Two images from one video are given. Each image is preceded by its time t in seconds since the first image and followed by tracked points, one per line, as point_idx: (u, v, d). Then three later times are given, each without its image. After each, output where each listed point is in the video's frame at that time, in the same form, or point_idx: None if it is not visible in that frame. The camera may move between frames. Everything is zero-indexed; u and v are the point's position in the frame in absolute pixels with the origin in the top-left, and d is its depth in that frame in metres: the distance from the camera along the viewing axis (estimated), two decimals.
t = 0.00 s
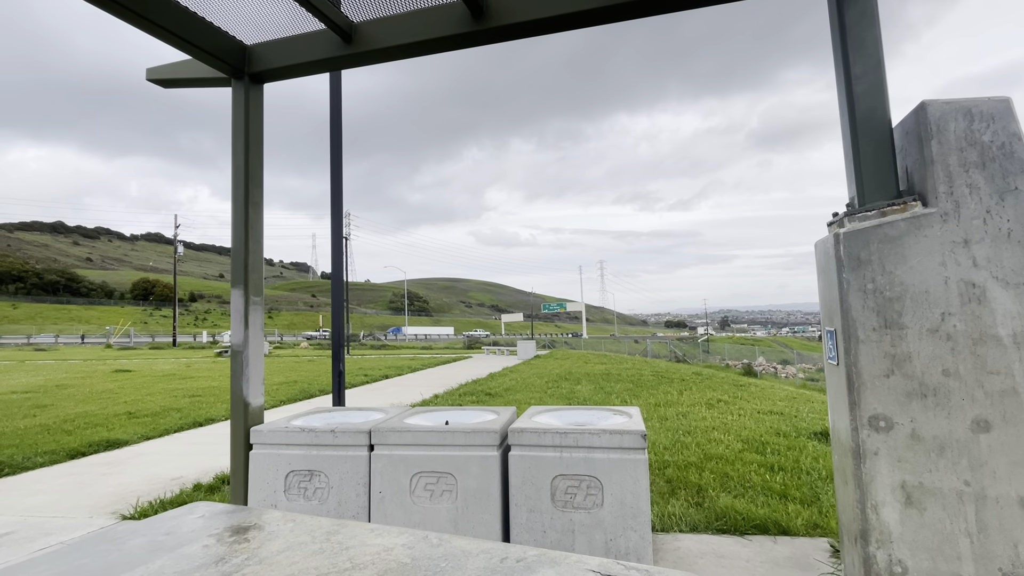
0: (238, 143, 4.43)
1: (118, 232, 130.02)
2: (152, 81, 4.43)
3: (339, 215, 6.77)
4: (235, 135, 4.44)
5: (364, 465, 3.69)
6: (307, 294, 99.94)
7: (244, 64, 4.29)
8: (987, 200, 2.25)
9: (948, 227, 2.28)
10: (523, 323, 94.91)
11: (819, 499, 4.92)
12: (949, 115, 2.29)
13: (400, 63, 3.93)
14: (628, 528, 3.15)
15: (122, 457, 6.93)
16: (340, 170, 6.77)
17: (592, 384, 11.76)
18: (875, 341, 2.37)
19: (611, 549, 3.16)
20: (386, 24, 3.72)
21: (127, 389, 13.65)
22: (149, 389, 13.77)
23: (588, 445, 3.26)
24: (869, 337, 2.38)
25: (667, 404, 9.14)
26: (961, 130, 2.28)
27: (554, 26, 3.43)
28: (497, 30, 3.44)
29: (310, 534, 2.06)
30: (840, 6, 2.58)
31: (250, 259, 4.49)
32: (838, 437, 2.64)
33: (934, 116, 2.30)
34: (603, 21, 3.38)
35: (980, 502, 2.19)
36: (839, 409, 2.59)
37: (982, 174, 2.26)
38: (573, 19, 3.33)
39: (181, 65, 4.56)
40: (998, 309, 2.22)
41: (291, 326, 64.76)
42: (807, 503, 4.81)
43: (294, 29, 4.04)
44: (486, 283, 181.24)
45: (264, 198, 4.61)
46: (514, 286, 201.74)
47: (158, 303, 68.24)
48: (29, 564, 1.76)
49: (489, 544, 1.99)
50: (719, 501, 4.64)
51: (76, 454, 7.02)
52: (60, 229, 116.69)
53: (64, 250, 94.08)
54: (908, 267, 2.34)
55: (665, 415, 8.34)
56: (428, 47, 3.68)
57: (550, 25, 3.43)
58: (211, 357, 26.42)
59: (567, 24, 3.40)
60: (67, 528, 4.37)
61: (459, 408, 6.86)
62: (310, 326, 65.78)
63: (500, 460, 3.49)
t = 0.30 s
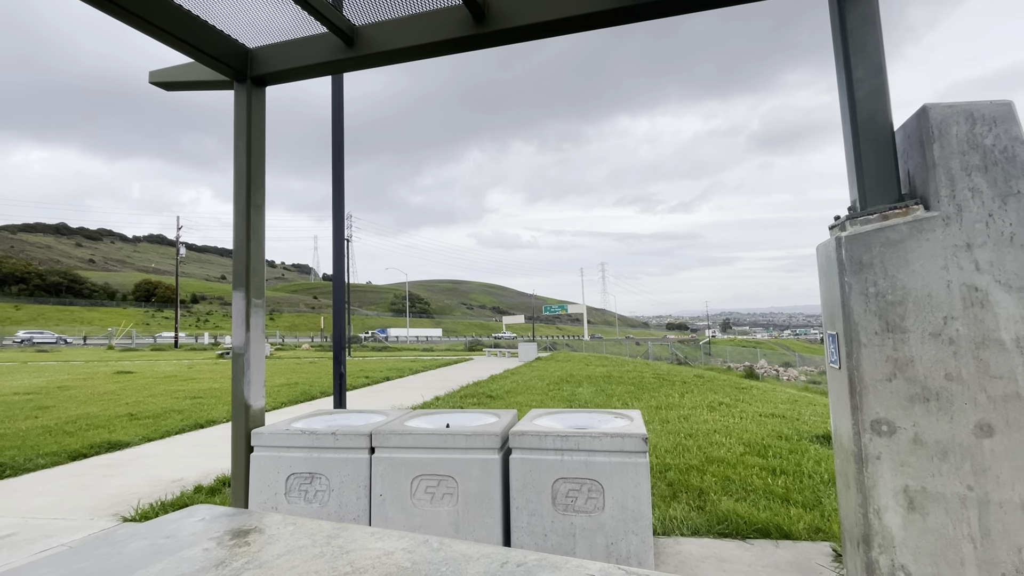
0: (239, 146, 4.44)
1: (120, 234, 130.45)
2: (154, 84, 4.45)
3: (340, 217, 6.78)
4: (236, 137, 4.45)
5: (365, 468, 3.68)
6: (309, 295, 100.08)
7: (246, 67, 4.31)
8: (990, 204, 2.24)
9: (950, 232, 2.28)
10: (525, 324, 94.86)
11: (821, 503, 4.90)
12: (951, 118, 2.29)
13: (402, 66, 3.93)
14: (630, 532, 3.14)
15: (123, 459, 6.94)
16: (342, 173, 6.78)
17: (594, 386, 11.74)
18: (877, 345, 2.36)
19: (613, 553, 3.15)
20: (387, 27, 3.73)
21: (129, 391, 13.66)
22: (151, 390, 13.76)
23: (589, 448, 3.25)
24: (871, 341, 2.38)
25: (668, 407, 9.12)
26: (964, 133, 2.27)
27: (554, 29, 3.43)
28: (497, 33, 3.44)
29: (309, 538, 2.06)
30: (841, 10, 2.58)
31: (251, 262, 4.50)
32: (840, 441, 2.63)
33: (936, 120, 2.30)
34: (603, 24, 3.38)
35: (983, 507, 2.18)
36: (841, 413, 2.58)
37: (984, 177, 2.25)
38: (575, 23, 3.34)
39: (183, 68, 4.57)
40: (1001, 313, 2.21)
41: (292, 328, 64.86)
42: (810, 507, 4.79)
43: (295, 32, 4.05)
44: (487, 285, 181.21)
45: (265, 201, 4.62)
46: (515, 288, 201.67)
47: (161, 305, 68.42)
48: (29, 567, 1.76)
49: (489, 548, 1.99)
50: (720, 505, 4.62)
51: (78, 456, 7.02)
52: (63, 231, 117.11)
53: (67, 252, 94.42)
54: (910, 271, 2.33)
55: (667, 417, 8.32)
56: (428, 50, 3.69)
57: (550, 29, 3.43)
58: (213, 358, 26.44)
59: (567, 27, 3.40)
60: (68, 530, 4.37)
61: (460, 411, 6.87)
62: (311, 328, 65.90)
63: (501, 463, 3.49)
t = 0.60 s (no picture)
0: (242, 148, 4.46)
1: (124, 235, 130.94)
2: (157, 87, 4.47)
3: (342, 219, 6.80)
4: (239, 140, 4.47)
5: (366, 470, 3.68)
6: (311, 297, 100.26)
7: (249, 70, 4.33)
8: (992, 206, 2.24)
9: (952, 234, 2.27)
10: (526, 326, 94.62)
11: (823, 506, 4.89)
12: (952, 120, 2.29)
13: (404, 68, 3.95)
14: (631, 535, 3.13)
15: (125, 460, 6.95)
16: (344, 174, 6.80)
17: (595, 388, 11.71)
18: (879, 348, 2.35)
19: (614, 556, 3.14)
20: (389, 30, 3.74)
21: (131, 392, 13.70)
22: (153, 392, 13.79)
23: (591, 450, 3.24)
24: (873, 344, 2.37)
25: (670, 409, 9.11)
26: (966, 136, 2.27)
27: (556, 31, 3.43)
28: (499, 36, 3.45)
29: (311, 540, 2.06)
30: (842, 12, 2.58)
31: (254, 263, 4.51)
32: (842, 444, 2.63)
33: (937, 122, 2.29)
34: (605, 27, 3.38)
35: (985, 511, 2.17)
36: (843, 416, 2.57)
37: (986, 180, 2.25)
38: (576, 26, 3.35)
39: (186, 71, 4.59)
40: (1003, 316, 2.20)
41: (294, 330, 64.56)
42: (812, 510, 4.78)
43: (297, 35, 4.07)
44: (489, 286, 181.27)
45: (267, 203, 4.64)
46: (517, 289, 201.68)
47: (164, 306, 68.64)
48: (30, 569, 1.77)
49: (490, 551, 1.99)
50: (722, 508, 4.62)
51: (80, 457, 7.04)
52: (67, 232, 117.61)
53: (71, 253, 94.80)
54: (912, 274, 2.33)
55: (669, 419, 8.29)
56: (430, 53, 3.70)
57: (552, 31, 3.43)
58: (215, 360, 26.46)
59: (569, 30, 3.40)
60: (70, 531, 4.38)
61: (462, 414, 6.90)
62: (313, 329, 66.03)
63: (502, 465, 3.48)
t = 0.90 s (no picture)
0: (246, 151, 4.49)
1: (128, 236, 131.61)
2: (160, 89, 4.50)
3: (345, 221, 6.82)
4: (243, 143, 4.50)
5: (368, 471, 3.70)
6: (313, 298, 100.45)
7: (252, 72, 4.35)
8: (994, 208, 2.23)
9: (954, 236, 2.27)
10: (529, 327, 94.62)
11: (826, 507, 4.88)
12: (954, 122, 2.28)
13: (406, 71, 3.95)
14: (633, 537, 3.12)
15: (128, 461, 6.97)
16: (346, 176, 6.82)
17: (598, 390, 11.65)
18: (881, 349, 2.35)
19: (616, 558, 3.13)
20: (391, 32, 3.75)
21: (134, 393, 13.78)
22: (156, 392, 13.85)
23: (593, 451, 3.25)
24: (874, 345, 2.36)
25: (672, 410, 9.07)
26: (968, 137, 2.27)
27: (557, 33, 3.42)
28: (501, 37, 3.45)
29: (312, 542, 2.06)
30: (843, 12, 2.57)
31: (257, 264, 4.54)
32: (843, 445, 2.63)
33: (940, 123, 2.28)
34: (608, 28, 3.36)
35: (989, 513, 2.16)
36: (845, 417, 2.57)
37: (988, 181, 2.24)
38: (578, 28, 3.35)
39: (188, 74, 4.61)
40: (1005, 317, 2.20)
41: (296, 331, 64.70)
42: (814, 512, 4.77)
43: (300, 37, 4.08)
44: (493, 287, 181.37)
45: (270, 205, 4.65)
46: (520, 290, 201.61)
47: (168, 307, 68.95)
48: (33, 569, 1.77)
49: (491, 552, 1.99)
50: (724, 509, 4.61)
51: (84, 458, 7.06)
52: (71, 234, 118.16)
53: (75, 254, 95.19)
54: (914, 275, 2.32)
55: (670, 421, 8.26)
56: (431, 54, 3.68)
57: (553, 33, 3.43)
58: (217, 361, 26.47)
59: (571, 31, 3.39)
60: (74, 532, 4.40)
61: (463, 417, 6.92)
62: (316, 330, 66.14)
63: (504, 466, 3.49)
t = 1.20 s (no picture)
0: (249, 152, 4.50)
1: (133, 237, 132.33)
2: (165, 91, 4.52)
3: (349, 224, 6.84)
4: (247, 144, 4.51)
5: (372, 471, 3.71)
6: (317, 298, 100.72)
7: (255, 74, 4.36)
8: (998, 208, 2.22)
9: (957, 236, 2.26)
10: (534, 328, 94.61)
11: (830, 508, 4.87)
12: (957, 122, 2.27)
13: (408, 72, 3.97)
14: (636, 538, 3.12)
15: (134, 461, 7.00)
16: (350, 179, 6.83)
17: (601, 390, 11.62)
18: (884, 350, 2.34)
19: (618, 559, 3.13)
20: (394, 35, 3.76)
21: (139, 393, 13.89)
22: (160, 393, 13.94)
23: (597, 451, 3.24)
24: (877, 346, 2.35)
25: (675, 411, 9.03)
26: (971, 137, 2.26)
27: (558, 35, 3.44)
28: (502, 39, 3.46)
29: (315, 542, 2.07)
30: (845, 12, 2.56)
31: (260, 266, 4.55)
32: (847, 446, 2.61)
33: (942, 123, 2.28)
34: (610, 29, 3.36)
35: (993, 515, 2.15)
36: (848, 419, 2.55)
37: (992, 181, 2.23)
38: (579, 29, 3.35)
39: (192, 76, 4.63)
40: (1008, 318, 2.19)
41: (300, 331, 64.92)
42: (818, 513, 4.76)
43: (303, 39, 4.09)
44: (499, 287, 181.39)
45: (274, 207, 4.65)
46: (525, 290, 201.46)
47: (172, 308, 69.35)
48: (38, 570, 1.78)
49: (493, 553, 1.99)
50: (727, 510, 4.59)
51: (90, 458, 7.10)
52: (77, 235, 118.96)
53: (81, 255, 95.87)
54: (917, 276, 2.31)
55: (673, 421, 8.25)
56: (434, 56, 3.69)
57: (554, 35, 3.44)
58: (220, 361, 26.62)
59: (572, 31, 3.39)
60: (80, 531, 4.43)
61: (466, 419, 6.96)
62: (320, 331, 66.36)
63: (506, 467, 3.49)
